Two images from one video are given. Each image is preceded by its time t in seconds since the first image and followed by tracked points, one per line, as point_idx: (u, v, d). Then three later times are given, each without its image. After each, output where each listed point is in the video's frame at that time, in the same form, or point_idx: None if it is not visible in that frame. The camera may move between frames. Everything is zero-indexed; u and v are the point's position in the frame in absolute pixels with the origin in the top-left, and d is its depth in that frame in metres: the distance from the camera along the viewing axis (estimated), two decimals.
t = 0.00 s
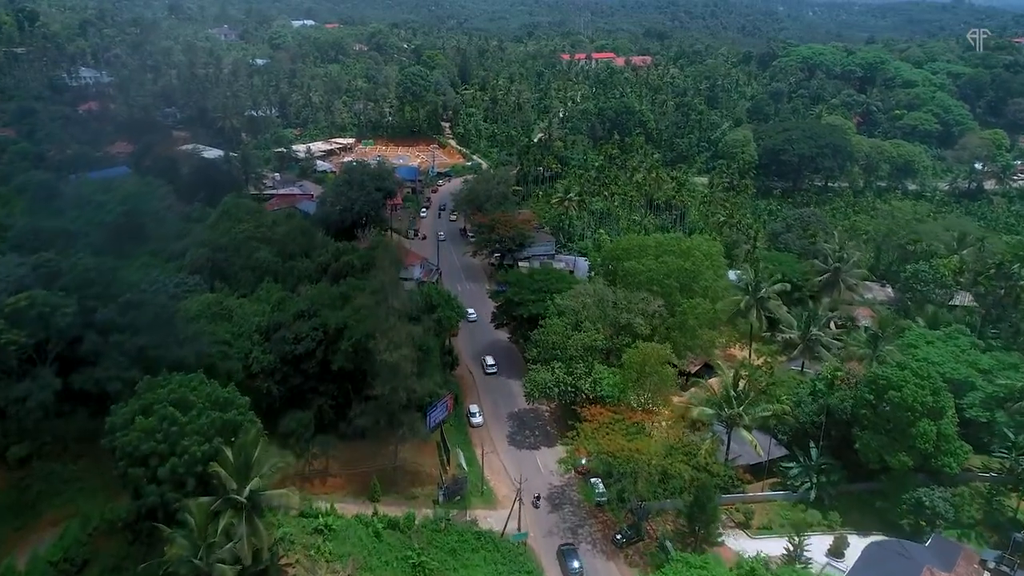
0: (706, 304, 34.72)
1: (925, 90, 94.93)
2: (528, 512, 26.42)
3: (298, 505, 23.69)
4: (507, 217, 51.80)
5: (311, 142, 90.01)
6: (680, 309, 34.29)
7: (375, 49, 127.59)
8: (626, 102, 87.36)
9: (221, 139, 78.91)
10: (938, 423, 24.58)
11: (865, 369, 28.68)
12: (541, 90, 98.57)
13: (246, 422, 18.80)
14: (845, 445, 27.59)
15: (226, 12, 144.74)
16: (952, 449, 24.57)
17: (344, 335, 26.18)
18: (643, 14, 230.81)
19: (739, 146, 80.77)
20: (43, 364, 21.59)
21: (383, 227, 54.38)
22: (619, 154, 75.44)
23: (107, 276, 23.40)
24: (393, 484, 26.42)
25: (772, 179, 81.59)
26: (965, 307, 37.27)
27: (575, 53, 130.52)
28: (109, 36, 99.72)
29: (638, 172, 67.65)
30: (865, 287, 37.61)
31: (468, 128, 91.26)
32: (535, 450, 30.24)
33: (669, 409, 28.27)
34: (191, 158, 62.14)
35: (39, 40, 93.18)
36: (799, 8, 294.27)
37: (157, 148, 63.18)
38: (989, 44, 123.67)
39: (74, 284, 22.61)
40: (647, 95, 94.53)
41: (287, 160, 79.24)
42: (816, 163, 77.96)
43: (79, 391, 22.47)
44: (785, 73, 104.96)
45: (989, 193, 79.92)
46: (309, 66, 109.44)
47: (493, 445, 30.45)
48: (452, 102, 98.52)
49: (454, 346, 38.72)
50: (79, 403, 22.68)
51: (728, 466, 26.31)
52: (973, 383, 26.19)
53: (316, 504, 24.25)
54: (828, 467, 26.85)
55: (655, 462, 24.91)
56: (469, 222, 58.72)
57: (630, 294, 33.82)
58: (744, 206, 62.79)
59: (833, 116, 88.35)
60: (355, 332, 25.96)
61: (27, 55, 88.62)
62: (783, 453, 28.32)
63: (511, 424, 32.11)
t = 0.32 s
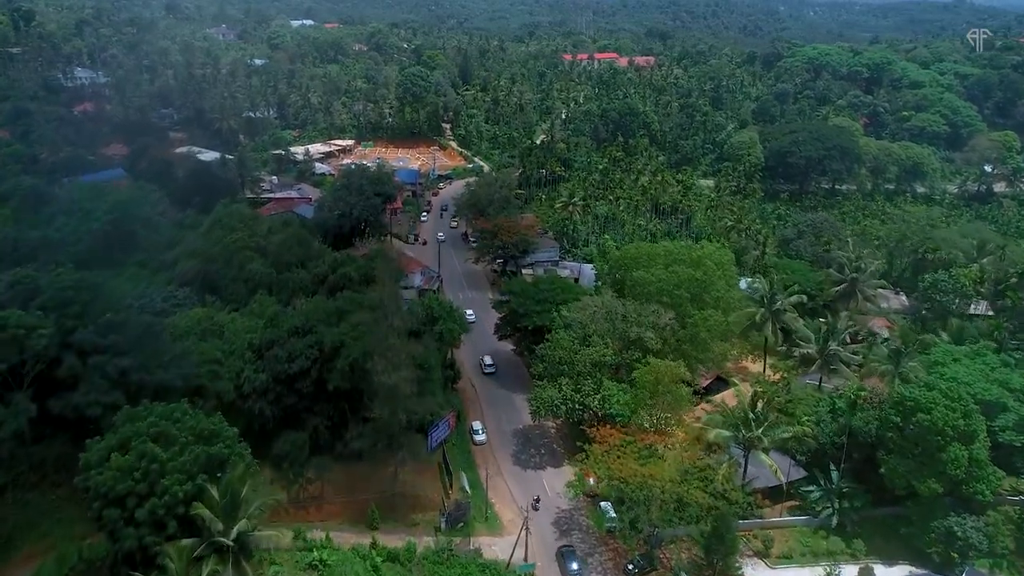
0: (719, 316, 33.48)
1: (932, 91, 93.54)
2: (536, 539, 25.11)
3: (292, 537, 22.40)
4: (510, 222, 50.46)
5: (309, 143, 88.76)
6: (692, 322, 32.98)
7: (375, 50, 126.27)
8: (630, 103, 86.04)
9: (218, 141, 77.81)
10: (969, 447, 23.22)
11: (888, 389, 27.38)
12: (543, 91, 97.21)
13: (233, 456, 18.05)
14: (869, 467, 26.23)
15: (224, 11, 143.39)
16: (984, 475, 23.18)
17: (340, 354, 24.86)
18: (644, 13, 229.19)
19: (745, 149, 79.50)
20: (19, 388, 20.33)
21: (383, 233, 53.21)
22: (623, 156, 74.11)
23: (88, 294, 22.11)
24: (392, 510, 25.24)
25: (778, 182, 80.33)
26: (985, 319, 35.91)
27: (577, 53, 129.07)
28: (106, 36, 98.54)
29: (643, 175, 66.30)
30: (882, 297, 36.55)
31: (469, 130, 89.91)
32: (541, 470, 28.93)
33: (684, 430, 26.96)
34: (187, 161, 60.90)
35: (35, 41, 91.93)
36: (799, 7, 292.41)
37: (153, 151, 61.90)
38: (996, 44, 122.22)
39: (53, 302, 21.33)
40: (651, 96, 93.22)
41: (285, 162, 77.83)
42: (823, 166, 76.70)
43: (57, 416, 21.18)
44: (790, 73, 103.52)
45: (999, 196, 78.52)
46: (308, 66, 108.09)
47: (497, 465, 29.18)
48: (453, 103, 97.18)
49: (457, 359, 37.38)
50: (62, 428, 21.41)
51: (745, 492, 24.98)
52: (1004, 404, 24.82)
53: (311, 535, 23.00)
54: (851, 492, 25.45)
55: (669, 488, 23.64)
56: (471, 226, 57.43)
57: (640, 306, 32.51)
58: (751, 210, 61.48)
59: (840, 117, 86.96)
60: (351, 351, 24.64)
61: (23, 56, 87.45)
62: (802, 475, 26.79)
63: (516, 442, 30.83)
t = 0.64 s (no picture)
0: (731, 329, 32.17)
1: (939, 92, 92.17)
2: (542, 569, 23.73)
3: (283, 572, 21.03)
4: (511, 228, 49.18)
5: (307, 145, 87.43)
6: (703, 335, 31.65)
7: (374, 49, 124.89)
8: (633, 105, 84.75)
9: (215, 143, 76.62)
10: (1003, 475, 21.88)
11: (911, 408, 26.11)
12: (544, 92, 95.91)
13: (216, 496, 17.82)
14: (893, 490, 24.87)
15: (222, 11, 142.06)
16: (1019, 504, 21.84)
17: (336, 375, 23.55)
18: (644, 13, 227.70)
19: (750, 151, 78.29)
20: None
21: (382, 238, 51.93)
22: (626, 159, 72.75)
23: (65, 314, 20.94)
24: (390, 539, 23.92)
25: (783, 184, 79.11)
26: (1005, 332, 34.65)
27: (578, 54, 127.62)
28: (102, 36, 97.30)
29: (646, 179, 65.03)
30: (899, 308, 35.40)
31: (469, 132, 88.56)
32: (546, 493, 27.56)
33: (698, 454, 25.63)
34: (181, 164, 59.64)
35: (29, 41, 90.68)
36: (799, 7, 290.91)
37: (148, 153, 60.60)
38: (1002, 45, 120.80)
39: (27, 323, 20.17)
40: (653, 97, 91.90)
41: (282, 164, 76.12)
42: (829, 169, 75.47)
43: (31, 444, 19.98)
44: (795, 73, 102.11)
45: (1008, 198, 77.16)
46: (305, 67, 106.74)
47: (501, 487, 27.85)
48: (453, 104, 95.85)
49: (457, 372, 36.11)
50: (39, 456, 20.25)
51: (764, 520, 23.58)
52: None
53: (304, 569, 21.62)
54: (875, 517, 24.13)
55: (686, 518, 22.27)
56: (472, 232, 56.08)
57: (649, 319, 31.15)
58: (757, 214, 60.17)
59: (845, 119, 85.61)
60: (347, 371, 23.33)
61: (17, 56, 86.19)
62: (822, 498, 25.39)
63: (520, 462, 29.49)
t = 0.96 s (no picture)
0: (745, 343, 30.84)
1: (946, 92, 90.79)
2: None
3: None
4: (514, 235, 47.83)
5: (305, 147, 85.99)
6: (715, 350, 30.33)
7: (373, 49, 123.47)
8: (636, 106, 83.31)
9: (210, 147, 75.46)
10: None
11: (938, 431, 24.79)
12: (546, 94, 94.49)
13: (197, 544, 16.72)
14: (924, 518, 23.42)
15: (219, 10, 140.69)
16: None
17: (330, 397, 22.26)
18: (644, 12, 225.99)
19: (756, 153, 76.93)
20: None
21: (381, 244, 50.56)
22: (630, 162, 71.31)
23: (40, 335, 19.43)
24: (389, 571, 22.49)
25: (789, 187, 77.83)
26: None
27: (579, 54, 126.11)
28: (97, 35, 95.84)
29: (651, 182, 63.68)
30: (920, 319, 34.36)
31: (469, 133, 87.15)
32: (554, 518, 26.17)
33: (715, 481, 24.28)
34: (175, 168, 58.24)
35: (23, 40, 89.24)
36: (799, 6, 289.29)
37: (141, 156, 59.13)
38: (1008, 45, 119.54)
39: None
40: (657, 98, 90.45)
41: (279, 166, 74.98)
42: (836, 171, 74.15)
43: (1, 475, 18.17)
44: (799, 72, 100.66)
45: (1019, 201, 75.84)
46: (303, 67, 105.29)
47: (505, 512, 26.48)
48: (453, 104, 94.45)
49: (459, 388, 34.73)
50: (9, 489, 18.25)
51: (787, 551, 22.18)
52: None
53: None
54: (904, 545, 22.61)
55: (702, 551, 20.97)
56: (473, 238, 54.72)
57: (661, 334, 29.74)
58: (765, 219, 58.76)
59: (852, 120, 84.19)
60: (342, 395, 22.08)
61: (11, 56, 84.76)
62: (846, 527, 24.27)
63: (525, 483, 28.14)
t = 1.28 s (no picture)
0: (760, 360, 29.61)
1: (954, 93, 89.26)
2: None
3: None
4: (517, 242, 46.34)
5: (303, 149, 84.49)
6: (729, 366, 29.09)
7: (372, 49, 121.98)
8: (640, 107, 81.74)
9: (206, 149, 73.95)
10: None
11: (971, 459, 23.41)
12: (547, 95, 92.85)
13: None
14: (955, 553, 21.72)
15: (217, 10, 139.33)
16: None
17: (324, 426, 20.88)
18: (645, 11, 224.10)
19: (762, 156, 75.41)
20: None
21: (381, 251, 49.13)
22: (634, 165, 69.84)
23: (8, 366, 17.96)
24: None
25: (795, 191, 76.38)
26: None
27: (581, 54, 124.53)
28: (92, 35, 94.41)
29: (656, 186, 62.21)
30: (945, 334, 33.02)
31: (470, 135, 85.63)
32: (562, 550, 24.66)
33: (737, 514, 23.27)
34: (169, 172, 56.79)
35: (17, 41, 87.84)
36: (800, 6, 287.28)
37: (134, 159, 57.79)
38: (1015, 46, 117.89)
39: None
40: (660, 99, 88.90)
41: (276, 169, 73.62)
42: (843, 174, 72.66)
43: None
44: (805, 73, 99.08)
45: None
46: (301, 68, 103.79)
47: (509, 542, 25.06)
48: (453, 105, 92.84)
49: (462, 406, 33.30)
50: None
51: None
52: None
53: None
54: None
55: None
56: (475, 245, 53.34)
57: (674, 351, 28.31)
58: (773, 225, 57.28)
59: (859, 121, 82.69)
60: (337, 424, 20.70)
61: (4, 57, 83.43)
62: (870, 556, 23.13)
63: (531, 510, 26.68)
